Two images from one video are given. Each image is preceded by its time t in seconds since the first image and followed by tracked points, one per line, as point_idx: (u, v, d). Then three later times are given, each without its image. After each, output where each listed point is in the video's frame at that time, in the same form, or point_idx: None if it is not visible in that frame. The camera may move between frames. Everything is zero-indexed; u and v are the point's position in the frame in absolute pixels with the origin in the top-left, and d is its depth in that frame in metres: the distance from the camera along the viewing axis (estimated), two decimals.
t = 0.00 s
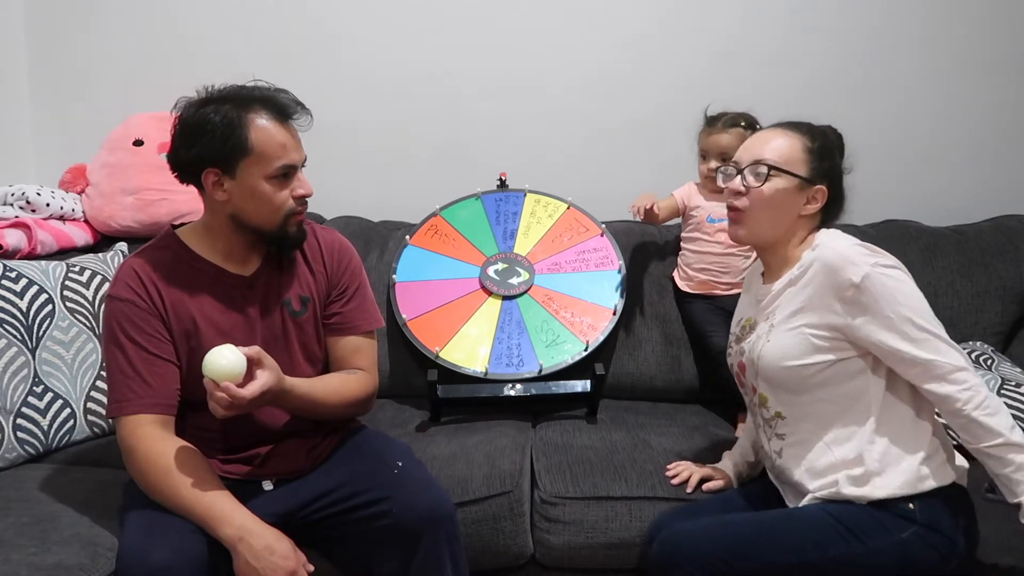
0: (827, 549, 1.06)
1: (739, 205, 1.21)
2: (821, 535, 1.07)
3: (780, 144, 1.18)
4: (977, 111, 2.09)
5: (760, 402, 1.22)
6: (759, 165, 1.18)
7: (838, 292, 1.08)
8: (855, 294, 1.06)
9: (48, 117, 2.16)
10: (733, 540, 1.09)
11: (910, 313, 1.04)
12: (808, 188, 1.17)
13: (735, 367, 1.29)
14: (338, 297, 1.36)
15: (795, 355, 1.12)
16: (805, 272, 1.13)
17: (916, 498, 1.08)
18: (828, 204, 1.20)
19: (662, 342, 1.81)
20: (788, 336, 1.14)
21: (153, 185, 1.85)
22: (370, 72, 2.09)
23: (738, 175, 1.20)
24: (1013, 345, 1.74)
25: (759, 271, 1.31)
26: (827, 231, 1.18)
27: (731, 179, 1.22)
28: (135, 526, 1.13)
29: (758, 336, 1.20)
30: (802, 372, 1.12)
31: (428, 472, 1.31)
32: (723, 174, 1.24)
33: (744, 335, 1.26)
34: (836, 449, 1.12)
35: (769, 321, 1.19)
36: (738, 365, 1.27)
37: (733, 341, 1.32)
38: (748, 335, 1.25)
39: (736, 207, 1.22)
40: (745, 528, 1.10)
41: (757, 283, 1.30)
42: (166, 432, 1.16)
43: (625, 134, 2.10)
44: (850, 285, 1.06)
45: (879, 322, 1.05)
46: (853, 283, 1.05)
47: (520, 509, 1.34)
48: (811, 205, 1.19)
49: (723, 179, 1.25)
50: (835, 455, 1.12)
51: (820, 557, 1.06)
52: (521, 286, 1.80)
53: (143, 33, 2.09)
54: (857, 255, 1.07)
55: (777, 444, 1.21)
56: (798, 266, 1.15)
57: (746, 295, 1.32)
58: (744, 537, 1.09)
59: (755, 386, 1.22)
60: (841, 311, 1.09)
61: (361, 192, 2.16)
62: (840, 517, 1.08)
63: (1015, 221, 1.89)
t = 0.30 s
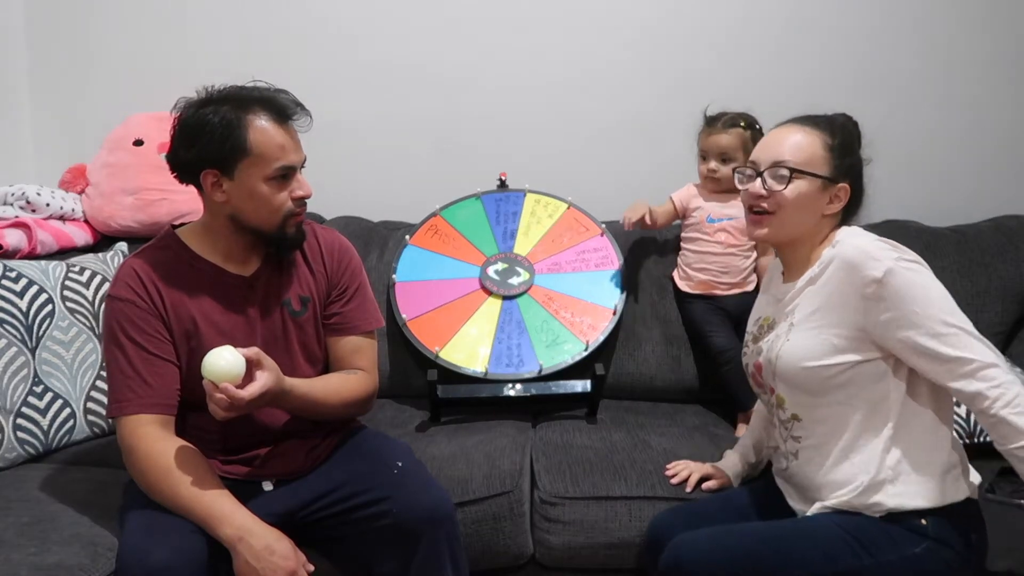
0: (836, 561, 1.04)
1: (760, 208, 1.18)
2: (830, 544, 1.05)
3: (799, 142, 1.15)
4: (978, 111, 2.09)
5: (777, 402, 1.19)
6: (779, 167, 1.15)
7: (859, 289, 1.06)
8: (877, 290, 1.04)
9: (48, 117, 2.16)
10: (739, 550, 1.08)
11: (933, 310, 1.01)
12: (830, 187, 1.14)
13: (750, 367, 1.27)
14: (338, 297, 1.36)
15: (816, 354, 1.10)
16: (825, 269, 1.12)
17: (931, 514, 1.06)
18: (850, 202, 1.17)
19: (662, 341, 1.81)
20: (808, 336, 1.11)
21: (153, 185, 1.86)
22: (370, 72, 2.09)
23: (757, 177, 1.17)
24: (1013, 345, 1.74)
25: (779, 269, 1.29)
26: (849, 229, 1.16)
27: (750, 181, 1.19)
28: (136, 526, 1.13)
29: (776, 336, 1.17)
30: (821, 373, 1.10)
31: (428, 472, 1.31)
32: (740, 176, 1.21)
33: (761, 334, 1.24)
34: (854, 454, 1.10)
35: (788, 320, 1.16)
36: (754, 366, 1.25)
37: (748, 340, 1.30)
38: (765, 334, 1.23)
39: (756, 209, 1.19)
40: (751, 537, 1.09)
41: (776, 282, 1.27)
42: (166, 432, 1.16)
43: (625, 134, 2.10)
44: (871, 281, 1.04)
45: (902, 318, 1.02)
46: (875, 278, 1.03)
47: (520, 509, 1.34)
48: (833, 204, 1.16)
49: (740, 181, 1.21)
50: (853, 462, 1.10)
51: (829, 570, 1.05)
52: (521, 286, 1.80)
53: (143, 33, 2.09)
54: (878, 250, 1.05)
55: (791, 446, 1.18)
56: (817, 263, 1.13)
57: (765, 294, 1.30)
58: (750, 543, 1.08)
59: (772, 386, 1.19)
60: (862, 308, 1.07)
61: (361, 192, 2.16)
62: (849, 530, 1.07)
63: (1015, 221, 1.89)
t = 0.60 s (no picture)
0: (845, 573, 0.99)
1: (783, 203, 1.12)
2: (837, 556, 1.01)
3: (826, 135, 1.09)
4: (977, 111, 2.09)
5: (789, 409, 1.15)
6: (805, 160, 1.09)
7: (886, 295, 1.00)
8: (904, 296, 0.98)
9: (48, 117, 2.16)
10: (742, 565, 1.02)
11: (962, 321, 0.95)
12: (857, 183, 1.09)
13: (762, 370, 1.23)
14: (339, 296, 1.36)
15: (836, 361, 1.05)
16: (848, 273, 1.06)
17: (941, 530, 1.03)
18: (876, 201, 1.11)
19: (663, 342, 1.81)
20: (829, 343, 1.06)
21: (153, 185, 1.86)
22: (370, 71, 2.09)
23: (781, 170, 1.12)
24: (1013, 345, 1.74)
25: (798, 272, 1.24)
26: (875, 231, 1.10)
27: (773, 175, 1.13)
28: (135, 526, 1.13)
29: (793, 340, 1.12)
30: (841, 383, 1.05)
31: (427, 472, 1.31)
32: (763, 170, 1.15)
33: (776, 336, 1.19)
34: (868, 464, 1.06)
35: (806, 325, 1.11)
36: (767, 366, 1.21)
37: (761, 340, 1.25)
38: (781, 336, 1.18)
39: (778, 204, 1.13)
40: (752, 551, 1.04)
41: (795, 283, 1.22)
42: (167, 433, 1.16)
43: (626, 134, 2.10)
44: (899, 288, 0.98)
45: (928, 329, 0.96)
46: (903, 284, 0.97)
47: (520, 509, 1.34)
48: (859, 202, 1.11)
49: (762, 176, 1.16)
50: (868, 471, 1.06)
51: None
52: (521, 286, 1.80)
53: (143, 33, 2.09)
54: (907, 255, 0.99)
55: (802, 455, 1.15)
56: (838, 266, 1.08)
57: (781, 295, 1.25)
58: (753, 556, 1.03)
59: (785, 392, 1.15)
60: (886, 315, 1.01)
61: (361, 192, 2.17)
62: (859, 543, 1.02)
63: (1015, 221, 1.89)
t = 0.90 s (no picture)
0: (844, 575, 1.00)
1: (807, 196, 1.09)
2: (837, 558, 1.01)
3: (857, 129, 1.05)
4: (977, 112, 2.09)
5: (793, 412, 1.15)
6: (833, 154, 1.06)
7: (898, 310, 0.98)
8: (914, 317, 0.96)
9: (48, 117, 2.16)
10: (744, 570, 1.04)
11: (958, 355, 0.93)
12: (886, 182, 1.05)
13: (769, 367, 1.21)
14: (340, 296, 1.36)
15: (847, 367, 1.04)
16: (868, 278, 1.04)
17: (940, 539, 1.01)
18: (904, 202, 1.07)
19: (663, 342, 1.81)
20: (839, 350, 1.05)
21: (153, 185, 1.86)
22: (370, 71, 2.08)
23: (807, 163, 1.08)
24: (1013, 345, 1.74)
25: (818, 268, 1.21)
26: (898, 237, 1.08)
27: (800, 167, 1.10)
28: (136, 526, 1.13)
29: (803, 342, 1.12)
30: (844, 391, 1.05)
31: (427, 471, 1.31)
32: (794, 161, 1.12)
33: (786, 335, 1.18)
34: (863, 482, 1.04)
35: (817, 328, 1.10)
36: (774, 364, 1.19)
37: (768, 338, 1.24)
38: (791, 336, 1.17)
39: (802, 197, 1.10)
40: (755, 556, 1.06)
41: (809, 282, 1.20)
42: (167, 433, 1.16)
43: (626, 134, 2.10)
44: (911, 306, 0.96)
45: (931, 355, 0.95)
46: (916, 305, 0.95)
47: (520, 509, 1.34)
48: (886, 202, 1.07)
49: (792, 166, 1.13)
50: (862, 488, 1.04)
51: None
52: (521, 286, 1.80)
53: (143, 33, 2.09)
54: (926, 273, 0.97)
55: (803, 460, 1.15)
56: (861, 274, 1.06)
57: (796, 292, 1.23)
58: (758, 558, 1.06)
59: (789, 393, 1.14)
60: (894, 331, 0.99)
61: (361, 192, 2.17)
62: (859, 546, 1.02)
63: (1015, 222, 1.89)
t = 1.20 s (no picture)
0: None
1: (805, 200, 1.10)
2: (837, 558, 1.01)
3: (856, 134, 1.04)
4: (977, 112, 2.09)
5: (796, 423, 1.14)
6: (830, 160, 1.06)
7: (899, 319, 0.98)
8: (913, 325, 0.96)
9: (48, 117, 2.16)
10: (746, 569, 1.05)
11: (958, 371, 0.92)
12: (886, 189, 1.04)
13: (772, 374, 1.21)
14: (341, 296, 1.36)
15: (849, 378, 1.04)
16: (870, 287, 1.04)
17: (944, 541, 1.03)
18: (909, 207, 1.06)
19: (663, 343, 1.81)
20: (841, 358, 1.04)
21: (153, 185, 1.86)
22: (370, 71, 2.09)
23: (806, 167, 1.09)
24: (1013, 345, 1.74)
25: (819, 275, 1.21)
26: (900, 245, 1.08)
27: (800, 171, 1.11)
28: (136, 526, 1.13)
29: (806, 355, 1.11)
30: (848, 402, 1.04)
31: (427, 471, 1.31)
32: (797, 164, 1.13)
33: (790, 344, 1.17)
34: (869, 489, 1.05)
35: (821, 339, 1.10)
36: (778, 372, 1.18)
37: (773, 342, 1.24)
38: (794, 344, 1.16)
39: (800, 201, 1.11)
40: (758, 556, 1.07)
41: (812, 288, 1.20)
42: (167, 433, 1.16)
43: (626, 134, 2.10)
44: (912, 315, 0.96)
45: (930, 365, 0.94)
46: (916, 314, 0.95)
47: (520, 509, 1.34)
48: (886, 209, 1.06)
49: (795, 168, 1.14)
50: (869, 496, 1.05)
51: None
52: (521, 286, 1.80)
53: (144, 33, 2.09)
54: (928, 281, 0.97)
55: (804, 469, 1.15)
56: (863, 281, 1.06)
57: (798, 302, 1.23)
58: (760, 560, 1.05)
59: (794, 403, 1.14)
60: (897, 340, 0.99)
61: (361, 192, 2.17)
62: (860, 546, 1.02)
63: (1015, 222, 1.89)
